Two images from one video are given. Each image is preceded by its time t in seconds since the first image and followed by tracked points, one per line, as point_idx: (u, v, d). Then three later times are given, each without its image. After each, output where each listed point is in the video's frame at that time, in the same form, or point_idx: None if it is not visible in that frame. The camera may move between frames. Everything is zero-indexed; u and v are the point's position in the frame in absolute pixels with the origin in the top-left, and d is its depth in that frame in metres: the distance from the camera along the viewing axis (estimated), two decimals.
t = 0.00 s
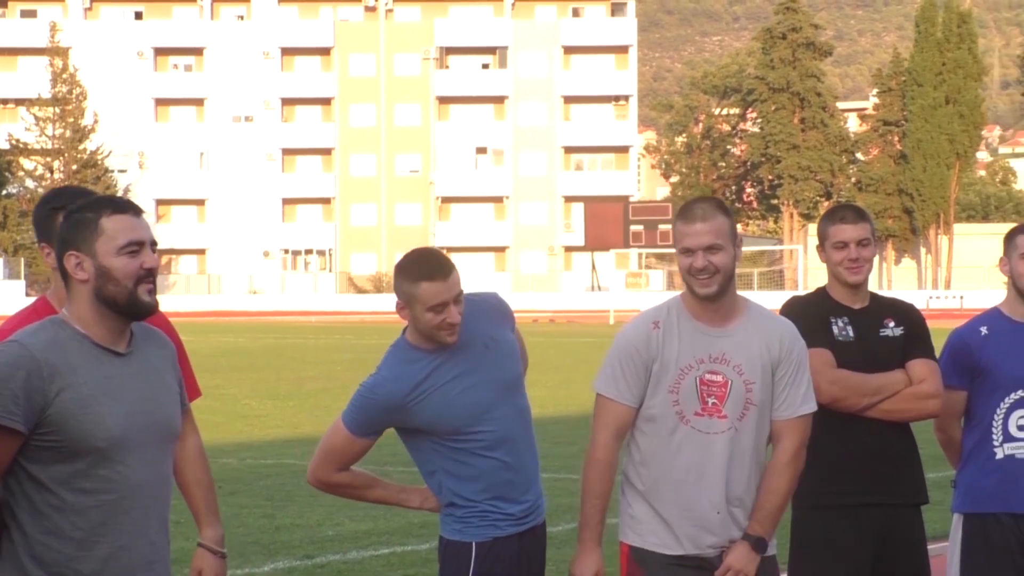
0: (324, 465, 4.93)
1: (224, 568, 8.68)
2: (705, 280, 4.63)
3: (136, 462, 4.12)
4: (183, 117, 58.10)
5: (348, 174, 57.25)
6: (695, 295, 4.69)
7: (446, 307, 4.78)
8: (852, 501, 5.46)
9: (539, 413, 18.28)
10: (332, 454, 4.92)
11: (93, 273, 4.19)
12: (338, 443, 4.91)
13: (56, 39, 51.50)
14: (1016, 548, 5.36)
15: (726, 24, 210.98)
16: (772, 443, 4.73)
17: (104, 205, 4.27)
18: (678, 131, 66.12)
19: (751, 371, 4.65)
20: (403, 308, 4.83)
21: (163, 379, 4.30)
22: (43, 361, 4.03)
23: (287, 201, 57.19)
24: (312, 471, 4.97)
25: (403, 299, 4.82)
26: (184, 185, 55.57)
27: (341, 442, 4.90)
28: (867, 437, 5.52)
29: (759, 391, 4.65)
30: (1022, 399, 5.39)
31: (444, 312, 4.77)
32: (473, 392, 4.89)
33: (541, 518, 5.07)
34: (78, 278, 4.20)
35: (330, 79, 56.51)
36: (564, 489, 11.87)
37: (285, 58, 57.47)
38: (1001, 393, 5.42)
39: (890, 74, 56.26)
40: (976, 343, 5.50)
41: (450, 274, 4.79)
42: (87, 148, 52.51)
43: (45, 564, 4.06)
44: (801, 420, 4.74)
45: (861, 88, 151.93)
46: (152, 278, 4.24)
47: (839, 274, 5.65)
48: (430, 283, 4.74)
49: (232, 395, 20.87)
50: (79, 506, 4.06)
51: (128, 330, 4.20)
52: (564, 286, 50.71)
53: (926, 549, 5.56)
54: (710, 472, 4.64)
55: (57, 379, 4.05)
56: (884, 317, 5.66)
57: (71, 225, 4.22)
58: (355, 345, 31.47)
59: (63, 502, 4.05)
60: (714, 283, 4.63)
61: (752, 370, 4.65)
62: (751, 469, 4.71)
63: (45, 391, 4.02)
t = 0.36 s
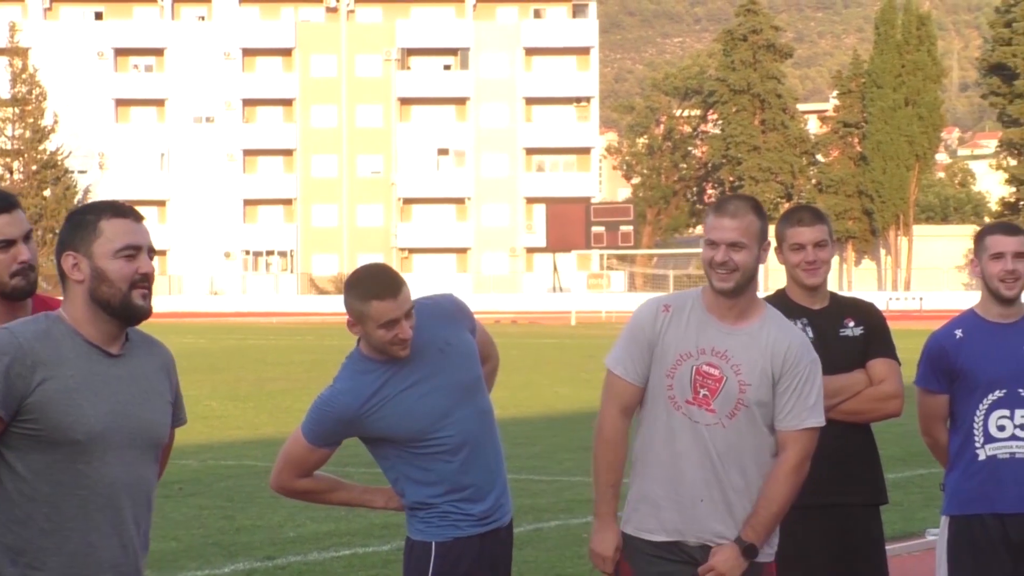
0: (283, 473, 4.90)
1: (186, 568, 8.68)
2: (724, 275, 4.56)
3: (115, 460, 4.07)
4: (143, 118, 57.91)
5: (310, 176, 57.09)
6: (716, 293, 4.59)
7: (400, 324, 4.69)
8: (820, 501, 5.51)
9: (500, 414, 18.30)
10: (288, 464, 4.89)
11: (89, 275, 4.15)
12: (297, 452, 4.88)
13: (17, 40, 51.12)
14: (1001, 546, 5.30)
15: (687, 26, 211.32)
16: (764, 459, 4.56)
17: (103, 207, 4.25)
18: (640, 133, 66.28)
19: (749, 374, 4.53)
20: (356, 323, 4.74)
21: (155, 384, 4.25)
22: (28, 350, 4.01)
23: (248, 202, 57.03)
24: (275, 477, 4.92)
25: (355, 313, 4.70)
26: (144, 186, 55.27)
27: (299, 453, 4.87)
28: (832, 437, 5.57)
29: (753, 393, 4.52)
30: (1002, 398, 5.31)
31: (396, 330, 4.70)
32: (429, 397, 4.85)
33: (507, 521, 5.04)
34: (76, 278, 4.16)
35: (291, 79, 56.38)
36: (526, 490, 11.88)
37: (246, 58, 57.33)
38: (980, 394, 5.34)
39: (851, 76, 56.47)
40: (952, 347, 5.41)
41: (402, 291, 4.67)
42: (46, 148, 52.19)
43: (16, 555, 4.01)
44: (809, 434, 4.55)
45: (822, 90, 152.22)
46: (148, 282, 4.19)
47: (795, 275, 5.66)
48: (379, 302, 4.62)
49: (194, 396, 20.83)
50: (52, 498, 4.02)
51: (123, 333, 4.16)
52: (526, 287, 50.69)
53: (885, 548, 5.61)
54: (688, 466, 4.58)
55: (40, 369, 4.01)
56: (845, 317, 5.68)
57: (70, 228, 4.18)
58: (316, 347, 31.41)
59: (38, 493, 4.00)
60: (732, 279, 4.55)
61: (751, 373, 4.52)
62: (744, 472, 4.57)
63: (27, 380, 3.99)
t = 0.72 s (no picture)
0: (237, 437, 4.84)
1: (148, 568, 8.64)
2: (676, 269, 4.57)
3: (84, 457, 4.07)
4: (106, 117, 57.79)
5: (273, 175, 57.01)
6: (669, 288, 4.62)
7: (381, 290, 4.68)
8: (770, 501, 5.53)
9: (462, 413, 18.30)
10: (244, 427, 4.83)
11: (38, 269, 4.13)
12: (254, 415, 4.82)
13: None
14: (979, 547, 5.29)
15: (650, 26, 211.68)
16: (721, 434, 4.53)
17: (50, 199, 4.20)
18: (604, 132, 66.33)
19: (706, 360, 4.53)
20: (339, 286, 4.74)
21: (113, 376, 4.25)
22: None
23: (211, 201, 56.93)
24: (225, 440, 4.85)
25: (339, 277, 4.72)
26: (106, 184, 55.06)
27: (258, 413, 4.81)
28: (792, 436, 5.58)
29: (713, 381, 4.52)
30: (979, 400, 5.30)
31: (377, 294, 4.68)
32: (396, 375, 4.77)
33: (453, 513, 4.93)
34: (24, 273, 4.13)
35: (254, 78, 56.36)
36: (489, 489, 11.87)
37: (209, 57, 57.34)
38: (956, 396, 5.33)
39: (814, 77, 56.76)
40: (926, 351, 5.41)
41: (388, 258, 4.71)
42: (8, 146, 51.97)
43: None
44: (770, 412, 4.50)
45: (786, 90, 152.62)
46: (98, 272, 4.17)
47: (760, 278, 5.68)
48: (366, 262, 4.65)
49: (156, 395, 20.77)
50: (30, 498, 4.00)
51: (79, 325, 4.15)
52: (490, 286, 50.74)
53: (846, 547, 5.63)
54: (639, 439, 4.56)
55: (7, 369, 3.99)
56: (807, 318, 5.70)
57: (17, 222, 4.15)
58: (281, 346, 31.34)
59: (13, 493, 3.98)
60: (683, 274, 4.56)
61: (709, 359, 4.52)
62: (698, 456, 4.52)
63: None
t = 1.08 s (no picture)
0: (192, 391, 4.89)
1: (110, 568, 8.62)
2: (600, 280, 4.59)
3: (50, 452, 4.05)
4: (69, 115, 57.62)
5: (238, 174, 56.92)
6: (587, 291, 4.65)
7: (367, 263, 4.80)
8: (734, 499, 5.54)
9: (425, 413, 18.31)
10: (203, 381, 4.89)
11: None
12: (216, 369, 4.88)
13: None
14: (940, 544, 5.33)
15: (614, 27, 211.84)
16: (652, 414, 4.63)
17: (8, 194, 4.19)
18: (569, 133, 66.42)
19: (635, 355, 4.62)
20: (330, 259, 4.87)
21: (77, 370, 4.23)
22: None
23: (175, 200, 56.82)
24: (175, 395, 4.90)
25: (333, 249, 4.86)
26: (69, 182, 54.81)
27: (219, 369, 4.86)
28: (755, 435, 5.59)
29: (643, 372, 4.63)
30: (939, 399, 5.34)
31: (365, 267, 4.80)
32: (356, 360, 4.81)
33: (388, 518, 4.89)
34: None
35: (219, 77, 56.33)
36: (453, 489, 11.88)
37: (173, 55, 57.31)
38: (918, 396, 5.37)
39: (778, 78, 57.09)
40: (889, 351, 5.44)
41: (380, 232, 4.88)
42: None
43: None
44: (703, 393, 4.64)
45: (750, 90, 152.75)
46: (59, 267, 4.16)
47: (723, 278, 5.70)
48: (360, 233, 4.81)
49: (118, 395, 20.70)
50: None
51: (41, 320, 4.14)
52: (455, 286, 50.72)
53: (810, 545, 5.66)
54: (570, 416, 4.58)
55: None
56: (769, 318, 5.73)
57: None
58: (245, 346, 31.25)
59: None
60: (606, 285, 4.60)
61: (637, 353, 4.62)
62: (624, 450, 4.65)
63: None
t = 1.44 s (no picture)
0: (149, 379, 4.74)
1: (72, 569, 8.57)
2: (518, 291, 4.57)
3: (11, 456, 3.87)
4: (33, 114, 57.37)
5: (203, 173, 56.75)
6: (504, 295, 4.66)
7: (332, 266, 4.83)
8: (695, 497, 5.53)
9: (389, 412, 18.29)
10: (163, 366, 4.75)
11: None
12: (176, 358, 4.75)
13: None
14: (873, 543, 5.34)
15: (581, 28, 212.09)
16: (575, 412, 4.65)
17: None
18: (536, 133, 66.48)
19: (553, 355, 4.65)
20: (293, 264, 4.88)
21: (40, 372, 4.04)
22: None
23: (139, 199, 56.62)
24: (130, 382, 4.74)
25: (296, 254, 4.88)
26: (34, 181, 54.56)
27: (181, 355, 4.74)
28: (722, 432, 5.58)
29: (561, 372, 4.66)
30: (884, 396, 5.37)
31: (329, 270, 4.83)
32: (318, 362, 4.77)
33: (326, 528, 4.82)
34: None
35: (185, 76, 56.16)
36: (419, 488, 11.85)
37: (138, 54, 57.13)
38: (864, 390, 5.40)
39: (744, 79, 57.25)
40: (840, 343, 5.46)
41: (344, 237, 4.90)
42: None
43: None
44: (621, 387, 4.74)
45: (715, 89, 153.06)
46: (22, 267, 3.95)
47: (689, 276, 5.69)
48: (324, 236, 4.84)
49: (83, 395, 20.61)
50: None
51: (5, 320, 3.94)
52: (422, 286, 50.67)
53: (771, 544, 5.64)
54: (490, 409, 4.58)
55: None
56: (735, 318, 5.73)
57: None
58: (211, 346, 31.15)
59: None
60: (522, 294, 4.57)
61: (553, 352, 4.65)
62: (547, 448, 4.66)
63: None
